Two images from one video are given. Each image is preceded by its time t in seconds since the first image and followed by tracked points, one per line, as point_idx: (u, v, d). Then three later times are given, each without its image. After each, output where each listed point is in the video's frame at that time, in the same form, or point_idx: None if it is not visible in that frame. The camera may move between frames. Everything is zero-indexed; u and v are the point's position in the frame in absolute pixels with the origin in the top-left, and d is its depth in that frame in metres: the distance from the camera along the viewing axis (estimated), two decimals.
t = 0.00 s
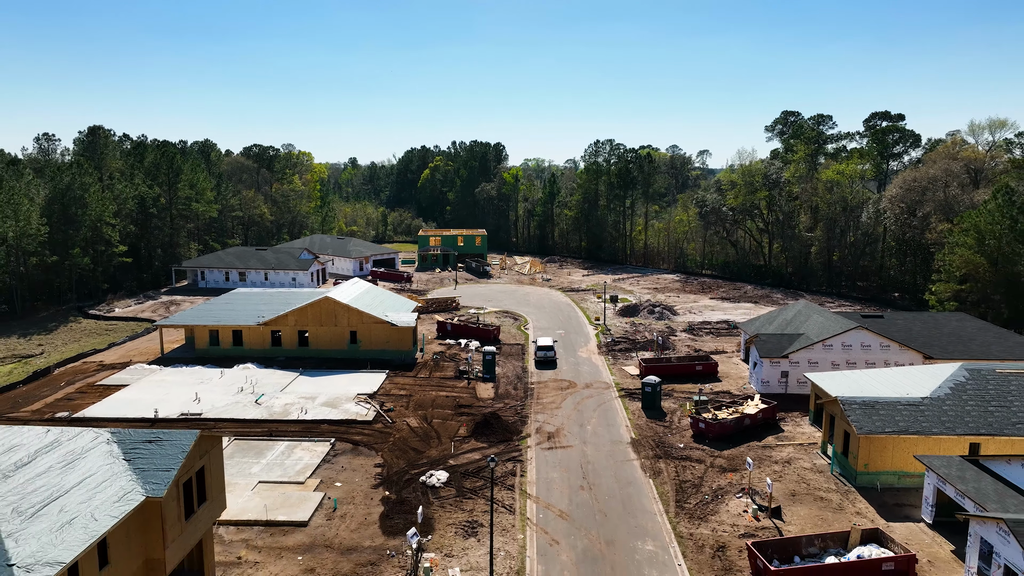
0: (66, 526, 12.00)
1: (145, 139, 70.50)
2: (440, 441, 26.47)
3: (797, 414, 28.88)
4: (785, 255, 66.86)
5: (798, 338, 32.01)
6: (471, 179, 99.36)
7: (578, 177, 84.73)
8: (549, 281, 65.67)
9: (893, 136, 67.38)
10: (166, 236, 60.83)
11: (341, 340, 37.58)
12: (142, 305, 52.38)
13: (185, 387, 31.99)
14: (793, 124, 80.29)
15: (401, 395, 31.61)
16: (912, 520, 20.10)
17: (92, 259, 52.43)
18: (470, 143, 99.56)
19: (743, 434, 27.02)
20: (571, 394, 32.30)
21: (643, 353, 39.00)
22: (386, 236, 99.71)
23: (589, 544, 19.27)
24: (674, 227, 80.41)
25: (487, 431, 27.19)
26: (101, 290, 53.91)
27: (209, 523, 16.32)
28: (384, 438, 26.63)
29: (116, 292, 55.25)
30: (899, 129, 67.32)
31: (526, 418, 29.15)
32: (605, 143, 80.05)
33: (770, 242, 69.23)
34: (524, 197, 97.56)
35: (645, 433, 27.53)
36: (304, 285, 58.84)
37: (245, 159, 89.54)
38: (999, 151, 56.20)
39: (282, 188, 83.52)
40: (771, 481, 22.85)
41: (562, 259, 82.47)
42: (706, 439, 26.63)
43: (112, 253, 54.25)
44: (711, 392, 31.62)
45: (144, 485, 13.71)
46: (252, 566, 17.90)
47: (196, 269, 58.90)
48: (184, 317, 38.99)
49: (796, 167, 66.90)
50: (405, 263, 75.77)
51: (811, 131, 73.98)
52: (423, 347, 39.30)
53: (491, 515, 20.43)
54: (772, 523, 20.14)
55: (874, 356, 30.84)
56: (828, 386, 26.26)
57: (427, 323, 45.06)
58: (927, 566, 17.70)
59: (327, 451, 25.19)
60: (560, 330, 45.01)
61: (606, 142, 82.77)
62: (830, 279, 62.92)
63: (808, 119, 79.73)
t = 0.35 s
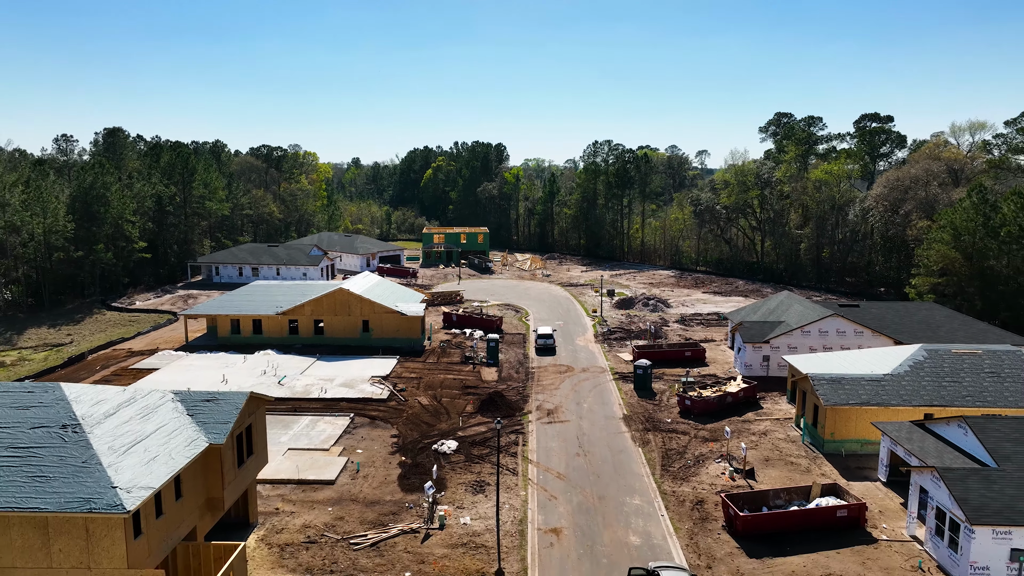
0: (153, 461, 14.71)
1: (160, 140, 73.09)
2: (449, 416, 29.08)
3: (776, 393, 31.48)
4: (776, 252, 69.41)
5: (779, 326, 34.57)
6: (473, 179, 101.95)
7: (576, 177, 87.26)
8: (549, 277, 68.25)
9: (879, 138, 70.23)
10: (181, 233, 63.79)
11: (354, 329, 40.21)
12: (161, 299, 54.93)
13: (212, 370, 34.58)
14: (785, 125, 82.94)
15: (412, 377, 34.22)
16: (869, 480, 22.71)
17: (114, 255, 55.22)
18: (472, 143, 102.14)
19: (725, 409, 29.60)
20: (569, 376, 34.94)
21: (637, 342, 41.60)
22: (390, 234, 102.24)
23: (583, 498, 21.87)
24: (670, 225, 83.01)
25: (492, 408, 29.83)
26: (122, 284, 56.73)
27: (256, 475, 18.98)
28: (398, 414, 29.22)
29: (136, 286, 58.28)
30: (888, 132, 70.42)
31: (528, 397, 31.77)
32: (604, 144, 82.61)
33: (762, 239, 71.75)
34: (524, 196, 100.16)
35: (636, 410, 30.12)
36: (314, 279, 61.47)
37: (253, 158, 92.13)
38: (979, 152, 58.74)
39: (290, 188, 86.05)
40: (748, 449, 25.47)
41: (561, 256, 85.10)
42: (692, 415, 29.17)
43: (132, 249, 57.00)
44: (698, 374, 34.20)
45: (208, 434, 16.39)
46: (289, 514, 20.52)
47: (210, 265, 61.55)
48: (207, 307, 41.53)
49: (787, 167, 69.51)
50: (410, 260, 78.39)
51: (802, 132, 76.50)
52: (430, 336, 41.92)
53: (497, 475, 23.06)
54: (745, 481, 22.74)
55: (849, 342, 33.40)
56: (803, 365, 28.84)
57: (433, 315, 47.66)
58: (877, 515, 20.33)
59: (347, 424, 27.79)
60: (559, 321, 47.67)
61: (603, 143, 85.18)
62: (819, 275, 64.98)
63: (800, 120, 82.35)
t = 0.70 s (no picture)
0: (215, 415, 17.53)
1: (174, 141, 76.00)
2: (458, 394, 31.86)
3: (758, 375, 34.26)
4: (768, 249, 72.09)
5: (763, 314, 37.33)
6: (475, 178, 104.70)
7: (576, 176, 89.98)
8: (549, 272, 71.02)
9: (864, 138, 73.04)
10: (197, 230, 66.76)
11: (367, 318, 42.96)
12: (180, 292, 57.72)
13: (237, 355, 37.35)
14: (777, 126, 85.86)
15: (423, 361, 37.00)
16: (835, 446, 25.48)
17: (136, 250, 58.15)
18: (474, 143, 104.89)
19: (711, 388, 32.32)
20: (568, 361, 37.73)
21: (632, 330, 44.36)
22: (394, 232, 104.98)
23: (579, 461, 24.59)
24: (666, 223, 85.75)
25: (497, 388, 32.61)
26: (142, 278, 59.76)
27: (294, 436, 21.74)
28: (411, 392, 32.00)
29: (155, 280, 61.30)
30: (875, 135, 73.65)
31: (530, 378, 34.54)
32: (602, 144, 85.38)
33: (755, 236, 74.43)
34: (525, 195, 102.95)
35: (629, 389, 32.89)
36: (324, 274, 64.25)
37: (263, 158, 94.97)
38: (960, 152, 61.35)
39: (298, 187, 88.81)
40: (728, 420, 28.22)
41: (561, 253, 87.84)
42: (679, 393, 31.92)
43: (152, 245, 59.99)
44: (687, 358, 36.98)
45: (257, 396, 19.20)
46: (320, 473, 23.31)
47: (225, 260, 64.37)
48: (228, 298, 44.28)
49: (778, 167, 72.24)
50: (415, 257, 81.15)
51: (793, 134, 79.03)
52: (438, 325, 44.70)
53: (503, 442, 25.81)
54: (724, 447, 25.50)
55: (827, 329, 36.14)
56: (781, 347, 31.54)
57: (440, 306, 50.45)
58: (838, 474, 23.09)
59: (365, 400, 30.57)
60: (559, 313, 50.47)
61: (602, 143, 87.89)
62: (808, 270, 66.46)
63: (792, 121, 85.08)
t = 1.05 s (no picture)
0: (258, 382, 20.13)
1: (188, 141, 78.71)
2: (465, 377, 34.43)
3: (744, 361, 36.82)
4: (760, 246, 74.66)
5: (749, 305, 39.82)
6: (478, 178, 107.36)
7: (576, 176, 92.59)
8: (550, 268, 73.60)
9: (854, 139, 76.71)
10: (210, 228, 69.46)
11: (378, 310, 45.55)
12: (196, 287, 60.29)
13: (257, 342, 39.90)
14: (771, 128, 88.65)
15: (432, 348, 39.57)
16: (809, 420, 28.05)
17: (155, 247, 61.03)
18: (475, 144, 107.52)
19: (699, 372, 34.86)
20: (567, 349, 40.30)
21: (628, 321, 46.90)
22: (398, 230, 107.36)
23: (577, 433, 27.19)
24: (663, 222, 88.30)
25: (502, 372, 35.16)
26: (160, 274, 62.57)
27: (323, 408, 24.32)
28: (422, 375, 34.56)
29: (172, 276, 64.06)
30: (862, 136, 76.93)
31: (532, 364, 37.07)
32: (601, 145, 88.09)
33: (748, 233, 77.00)
34: (526, 195, 105.66)
35: (624, 373, 35.46)
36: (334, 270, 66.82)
37: (271, 158, 97.61)
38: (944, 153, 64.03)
39: (305, 186, 91.39)
40: (714, 399, 30.83)
41: (561, 250, 90.40)
42: (670, 375, 34.42)
43: (169, 242, 62.74)
44: (679, 346, 39.54)
45: (293, 369, 21.78)
46: (344, 441, 25.93)
47: (239, 257, 66.92)
48: (246, 291, 46.85)
49: (771, 167, 74.81)
50: (420, 254, 83.69)
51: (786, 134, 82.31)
52: (445, 317, 47.29)
53: (508, 417, 28.41)
54: (709, 421, 28.07)
55: (809, 318, 38.65)
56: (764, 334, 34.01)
57: (446, 300, 53.01)
58: (809, 443, 25.70)
59: (380, 382, 33.15)
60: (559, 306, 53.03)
61: (601, 144, 90.54)
62: (800, 267, 68.98)
63: (786, 123, 87.72)
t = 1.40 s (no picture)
0: (288, 361, 22.42)
1: (199, 142, 81.14)
2: (471, 364, 36.70)
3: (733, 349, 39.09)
4: (754, 243, 76.89)
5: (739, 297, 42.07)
6: (479, 178, 109.75)
7: (576, 176, 94.93)
8: (550, 266, 75.88)
9: (845, 142, 78.71)
10: (222, 226, 71.86)
11: (386, 303, 47.84)
12: (209, 282, 62.56)
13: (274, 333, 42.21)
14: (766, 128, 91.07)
15: (438, 338, 41.84)
16: (790, 401, 30.33)
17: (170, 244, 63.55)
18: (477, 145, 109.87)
19: (690, 359, 37.12)
20: (567, 340, 42.59)
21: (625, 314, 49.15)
22: (401, 229, 109.47)
23: (575, 413, 29.50)
24: (660, 221, 90.55)
25: (505, 360, 37.41)
26: (175, 270, 65.13)
27: (343, 387, 26.64)
28: (430, 362, 36.85)
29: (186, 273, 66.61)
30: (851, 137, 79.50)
31: (533, 353, 39.34)
32: (600, 146, 90.44)
33: (742, 231, 79.28)
34: (526, 194, 108.00)
35: (619, 361, 37.72)
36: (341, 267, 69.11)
37: (278, 158, 99.99)
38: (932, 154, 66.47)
39: (311, 185, 93.68)
40: (703, 382, 33.11)
41: (561, 248, 92.72)
42: (662, 362, 36.63)
43: (183, 239, 65.19)
44: (672, 337, 41.79)
45: (318, 350, 24.10)
46: (360, 418, 28.22)
47: (249, 255, 69.23)
48: (261, 285, 49.12)
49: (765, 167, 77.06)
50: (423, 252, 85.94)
51: (780, 136, 84.75)
52: (450, 311, 49.56)
53: (511, 398, 30.71)
54: (697, 401, 30.33)
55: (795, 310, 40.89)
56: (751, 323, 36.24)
57: (450, 295, 55.28)
58: (788, 421, 28.00)
59: (391, 368, 35.46)
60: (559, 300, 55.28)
61: (600, 146, 92.94)
62: (792, 264, 71.23)
63: (780, 124, 90.12)
